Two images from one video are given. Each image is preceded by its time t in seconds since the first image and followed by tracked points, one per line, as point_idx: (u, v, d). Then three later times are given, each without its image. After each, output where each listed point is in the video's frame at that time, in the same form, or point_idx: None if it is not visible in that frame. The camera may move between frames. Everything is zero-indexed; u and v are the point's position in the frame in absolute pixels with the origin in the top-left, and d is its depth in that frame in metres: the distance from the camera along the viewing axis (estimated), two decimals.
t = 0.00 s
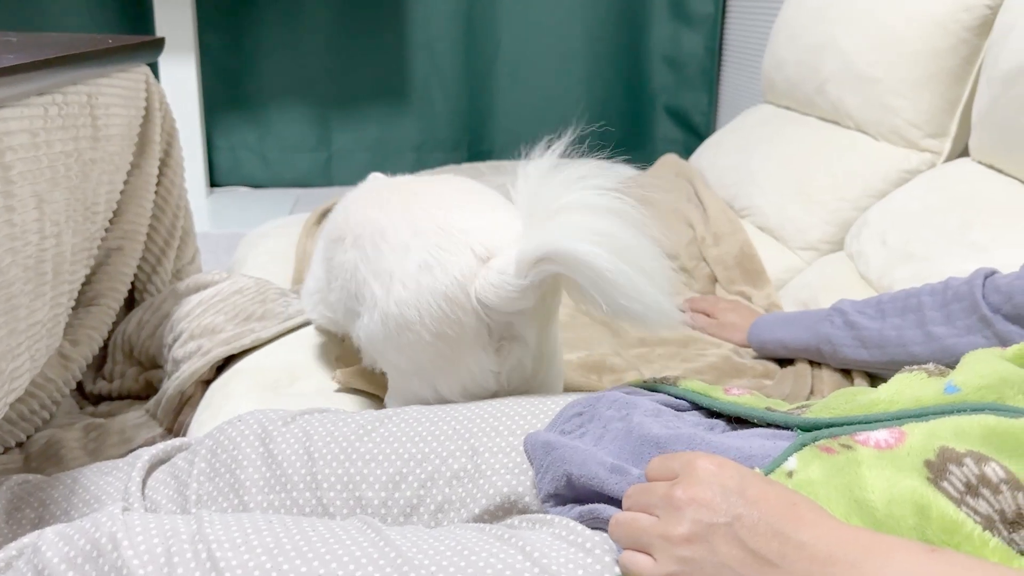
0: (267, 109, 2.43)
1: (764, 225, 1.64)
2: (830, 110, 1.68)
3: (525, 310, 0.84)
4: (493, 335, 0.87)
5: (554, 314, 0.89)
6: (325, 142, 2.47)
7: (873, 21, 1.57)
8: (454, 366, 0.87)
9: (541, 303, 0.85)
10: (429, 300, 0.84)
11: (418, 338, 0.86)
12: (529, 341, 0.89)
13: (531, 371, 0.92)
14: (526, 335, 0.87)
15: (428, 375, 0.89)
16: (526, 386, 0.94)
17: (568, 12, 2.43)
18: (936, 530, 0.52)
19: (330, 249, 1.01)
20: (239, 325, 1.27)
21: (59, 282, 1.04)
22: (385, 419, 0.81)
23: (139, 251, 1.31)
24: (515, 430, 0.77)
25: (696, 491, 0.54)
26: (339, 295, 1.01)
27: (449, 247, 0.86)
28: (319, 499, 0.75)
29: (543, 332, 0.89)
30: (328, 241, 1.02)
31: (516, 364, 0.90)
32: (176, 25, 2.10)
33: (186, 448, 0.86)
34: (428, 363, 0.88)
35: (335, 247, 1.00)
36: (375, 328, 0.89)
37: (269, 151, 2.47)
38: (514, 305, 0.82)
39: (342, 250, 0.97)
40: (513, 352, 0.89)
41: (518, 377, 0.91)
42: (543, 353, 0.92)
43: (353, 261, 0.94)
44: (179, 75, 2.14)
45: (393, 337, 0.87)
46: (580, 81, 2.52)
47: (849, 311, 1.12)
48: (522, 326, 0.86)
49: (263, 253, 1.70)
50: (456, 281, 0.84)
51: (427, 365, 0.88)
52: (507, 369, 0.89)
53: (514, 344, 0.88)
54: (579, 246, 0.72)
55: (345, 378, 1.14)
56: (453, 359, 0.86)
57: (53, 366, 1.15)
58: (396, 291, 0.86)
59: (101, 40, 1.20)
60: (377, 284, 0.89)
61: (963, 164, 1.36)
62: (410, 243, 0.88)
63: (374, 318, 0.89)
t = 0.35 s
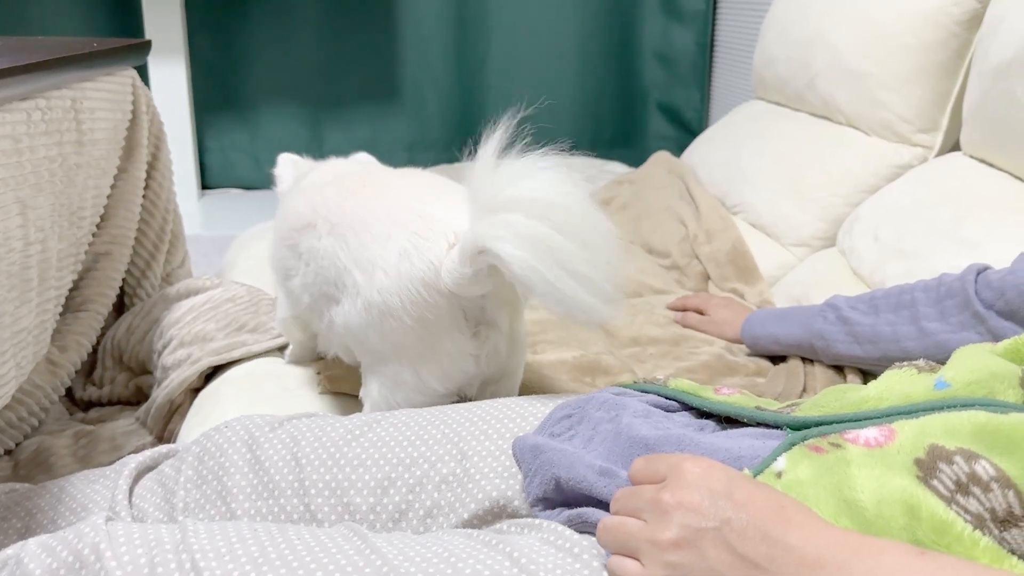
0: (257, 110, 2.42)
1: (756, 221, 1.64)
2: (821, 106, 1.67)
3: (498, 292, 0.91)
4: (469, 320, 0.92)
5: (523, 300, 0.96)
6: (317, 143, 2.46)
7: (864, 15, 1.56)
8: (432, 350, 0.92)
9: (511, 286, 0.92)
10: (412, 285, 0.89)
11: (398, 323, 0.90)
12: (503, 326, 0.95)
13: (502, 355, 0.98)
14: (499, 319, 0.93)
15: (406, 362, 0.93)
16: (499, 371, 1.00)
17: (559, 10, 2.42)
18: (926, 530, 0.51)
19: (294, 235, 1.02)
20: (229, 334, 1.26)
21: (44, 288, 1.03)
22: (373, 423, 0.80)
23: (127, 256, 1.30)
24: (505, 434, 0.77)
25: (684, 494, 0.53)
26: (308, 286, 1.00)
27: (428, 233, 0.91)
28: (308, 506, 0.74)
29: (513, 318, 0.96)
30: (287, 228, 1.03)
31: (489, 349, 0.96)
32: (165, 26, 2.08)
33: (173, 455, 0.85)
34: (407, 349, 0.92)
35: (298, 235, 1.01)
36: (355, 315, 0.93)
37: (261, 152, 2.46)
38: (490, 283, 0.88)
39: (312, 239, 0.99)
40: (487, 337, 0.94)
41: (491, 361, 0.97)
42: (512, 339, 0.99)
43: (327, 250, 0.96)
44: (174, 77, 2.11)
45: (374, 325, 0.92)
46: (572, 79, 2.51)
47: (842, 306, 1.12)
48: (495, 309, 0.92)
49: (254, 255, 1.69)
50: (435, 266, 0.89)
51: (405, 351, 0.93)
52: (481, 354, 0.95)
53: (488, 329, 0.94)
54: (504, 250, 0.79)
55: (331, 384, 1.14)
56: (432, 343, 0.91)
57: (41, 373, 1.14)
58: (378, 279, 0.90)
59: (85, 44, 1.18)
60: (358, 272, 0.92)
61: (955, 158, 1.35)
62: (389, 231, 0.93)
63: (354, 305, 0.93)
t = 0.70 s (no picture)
0: (254, 109, 2.41)
1: (754, 215, 1.64)
2: (819, 100, 1.67)
3: (504, 256, 1.00)
4: (475, 283, 1.01)
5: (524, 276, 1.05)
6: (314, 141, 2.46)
7: (862, 8, 1.56)
8: (437, 307, 1.00)
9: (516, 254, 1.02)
10: (427, 237, 0.97)
11: (409, 275, 0.98)
12: (504, 298, 1.03)
13: (499, 332, 1.05)
14: (501, 286, 1.01)
15: (408, 318, 1.01)
16: (494, 347, 1.08)
17: (555, 6, 2.41)
18: (930, 522, 0.51)
19: (301, 208, 1.12)
20: (228, 337, 1.27)
21: (39, 287, 1.02)
22: (371, 420, 0.80)
23: (124, 255, 1.30)
24: (504, 429, 0.76)
25: (685, 488, 0.53)
26: (324, 254, 1.08)
27: (446, 197, 1.01)
28: (306, 504, 0.74)
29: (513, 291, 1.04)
30: (292, 204, 1.13)
31: (489, 320, 1.03)
32: (161, 24, 2.07)
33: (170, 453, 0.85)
34: (412, 305, 1.00)
35: (311, 206, 1.10)
36: (370, 268, 1.01)
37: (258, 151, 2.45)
38: (499, 243, 0.97)
39: (330, 206, 1.08)
40: (489, 305, 1.02)
41: (489, 333, 1.05)
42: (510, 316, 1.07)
43: (347, 212, 1.05)
44: (171, 76, 2.10)
45: (387, 276, 0.99)
46: (569, 75, 2.50)
47: (842, 300, 1.11)
48: (497, 276, 1.01)
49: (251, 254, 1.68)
50: (450, 221, 0.98)
51: (411, 307, 1.00)
52: (479, 322, 1.02)
53: (489, 297, 1.02)
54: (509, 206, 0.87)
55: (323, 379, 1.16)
56: (438, 299, 0.99)
57: (37, 372, 1.14)
58: (397, 232, 0.99)
59: (79, 40, 1.18)
60: (378, 225, 1.01)
61: (953, 151, 1.34)
62: (410, 195, 1.02)
63: (371, 258, 1.01)
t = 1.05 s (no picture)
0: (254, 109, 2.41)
1: (753, 215, 1.64)
2: (818, 99, 1.66)
3: (464, 254, 0.98)
4: (437, 280, 0.99)
5: (490, 270, 1.02)
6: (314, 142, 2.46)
7: (861, 7, 1.55)
8: (399, 304, 1.00)
9: (480, 253, 0.99)
10: (384, 238, 0.97)
11: (368, 272, 0.99)
12: (469, 295, 1.02)
13: (466, 326, 1.05)
14: (463, 284, 1.00)
15: (375, 314, 1.02)
16: (465, 340, 1.08)
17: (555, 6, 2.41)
18: (926, 527, 0.51)
19: (288, 206, 1.15)
20: (228, 338, 1.27)
21: (38, 291, 1.02)
22: (369, 423, 0.80)
23: (122, 258, 1.30)
24: (502, 432, 0.76)
25: (682, 492, 0.53)
26: (300, 255, 1.13)
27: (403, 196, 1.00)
28: (304, 508, 0.73)
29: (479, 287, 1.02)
30: (281, 200, 1.16)
31: (454, 317, 1.03)
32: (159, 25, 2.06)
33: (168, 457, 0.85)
34: (376, 303, 1.01)
35: (295, 205, 1.13)
36: (336, 265, 1.03)
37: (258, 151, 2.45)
38: (454, 245, 0.95)
39: (308, 207, 1.11)
40: (453, 303, 1.01)
41: (456, 329, 1.05)
42: (479, 310, 1.06)
43: (320, 214, 1.08)
44: (170, 77, 2.10)
45: (349, 276, 1.01)
46: (568, 74, 2.50)
47: (840, 301, 1.11)
48: (458, 274, 0.99)
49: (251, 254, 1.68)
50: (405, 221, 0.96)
51: (375, 304, 1.01)
52: (444, 318, 1.02)
53: (453, 294, 1.01)
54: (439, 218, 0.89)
55: (319, 383, 1.16)
56: (398, 296, 0.99)
57: (36, 375, 1.14)
58: (359, 231, 1.00)
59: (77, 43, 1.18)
60: (343, 227, 1.03)
61: (952, 150, 1.34)
62: (376, 195, 1.03)
63: (336, 255, 1.04)
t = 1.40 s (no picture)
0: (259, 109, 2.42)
1: (757, 215, 1.63)
2: (822, 98, 1.66)
3: (482, 249, 0.99)
4: (453, 275, 1.00)
5: (506, 266, 1.03)
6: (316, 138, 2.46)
7: (864, 6, 1.55)
8: (415, 300, 1.01)
9: (497, 247, 1.01)
10: (404, 233, 0.98)
11: (385, 268, 1.00)
12: (484, 291, 1.03)
13: (479, 324, 1.06)
14: (480, 278, 1.01)
15: (389, 310, 1.03)
16: (476, 337, 1.09)
17: (559, 5, 2.41)
18: (931, 529, 0.51)
19: (300, 207, 1.15)
20: (232, 338, 1.28)
21: (44, 292, 1.03)
22: (374, 423, 0.80)
23: (127, 258, 1.30)
24: (507, 432, 0.76)
25: (687, 492, 0.53)
26: (314, 256, 1.13)
27: (422, 195, 1.01)
28: (309, 508, 0.74)
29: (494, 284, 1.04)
30: (292, 202, 1.17)
31: (469, 313, 1.04)
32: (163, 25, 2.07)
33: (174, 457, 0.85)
34: (391, 298, 1.02)
35: (307, 206, 1.14)
36: (350, 264, 1.04)
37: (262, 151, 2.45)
38: (479, 238, 0.96)
39: (321, 208, 1.11)
40: (468, 299, 1.02)
41: (469, 326, 1.05)
42: (491, 308, 1.07)
43: (334, 214, 1.09)
44: (175, 77, 2.11)
45: (365, 272, 1.02)
46: (572, 73, 2.50)
47: (844, 300, 1.11)
48: (475, 268, 1.00)
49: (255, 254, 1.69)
50: (426, 216, 0.97)
51: (390, 299, 1.02)
52: (459, 314, 1.03)
53: (469, 290, 1.02)
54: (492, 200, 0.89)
55: (325, 384, 1.17)
56: (415, 290, 1.00)
57: (42, 375, 1.14)
58: (374, 228, 1.01)
59: (82, 45, 1.18)
60: (358, 224, 1.04)
61: (956, 149, 1.34)
62: (386, 195, 1.04)
63: (350, 254, 1.05)
